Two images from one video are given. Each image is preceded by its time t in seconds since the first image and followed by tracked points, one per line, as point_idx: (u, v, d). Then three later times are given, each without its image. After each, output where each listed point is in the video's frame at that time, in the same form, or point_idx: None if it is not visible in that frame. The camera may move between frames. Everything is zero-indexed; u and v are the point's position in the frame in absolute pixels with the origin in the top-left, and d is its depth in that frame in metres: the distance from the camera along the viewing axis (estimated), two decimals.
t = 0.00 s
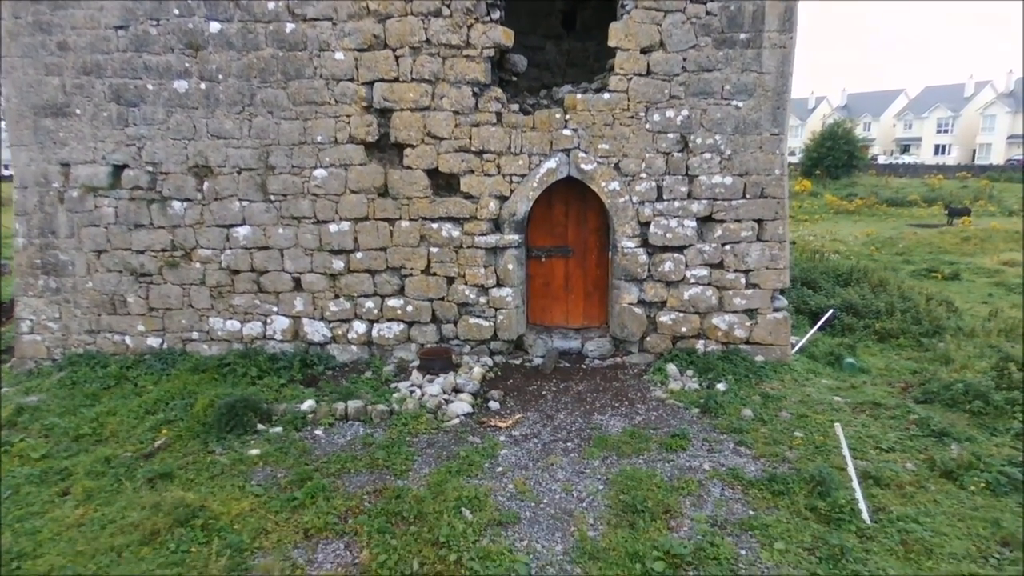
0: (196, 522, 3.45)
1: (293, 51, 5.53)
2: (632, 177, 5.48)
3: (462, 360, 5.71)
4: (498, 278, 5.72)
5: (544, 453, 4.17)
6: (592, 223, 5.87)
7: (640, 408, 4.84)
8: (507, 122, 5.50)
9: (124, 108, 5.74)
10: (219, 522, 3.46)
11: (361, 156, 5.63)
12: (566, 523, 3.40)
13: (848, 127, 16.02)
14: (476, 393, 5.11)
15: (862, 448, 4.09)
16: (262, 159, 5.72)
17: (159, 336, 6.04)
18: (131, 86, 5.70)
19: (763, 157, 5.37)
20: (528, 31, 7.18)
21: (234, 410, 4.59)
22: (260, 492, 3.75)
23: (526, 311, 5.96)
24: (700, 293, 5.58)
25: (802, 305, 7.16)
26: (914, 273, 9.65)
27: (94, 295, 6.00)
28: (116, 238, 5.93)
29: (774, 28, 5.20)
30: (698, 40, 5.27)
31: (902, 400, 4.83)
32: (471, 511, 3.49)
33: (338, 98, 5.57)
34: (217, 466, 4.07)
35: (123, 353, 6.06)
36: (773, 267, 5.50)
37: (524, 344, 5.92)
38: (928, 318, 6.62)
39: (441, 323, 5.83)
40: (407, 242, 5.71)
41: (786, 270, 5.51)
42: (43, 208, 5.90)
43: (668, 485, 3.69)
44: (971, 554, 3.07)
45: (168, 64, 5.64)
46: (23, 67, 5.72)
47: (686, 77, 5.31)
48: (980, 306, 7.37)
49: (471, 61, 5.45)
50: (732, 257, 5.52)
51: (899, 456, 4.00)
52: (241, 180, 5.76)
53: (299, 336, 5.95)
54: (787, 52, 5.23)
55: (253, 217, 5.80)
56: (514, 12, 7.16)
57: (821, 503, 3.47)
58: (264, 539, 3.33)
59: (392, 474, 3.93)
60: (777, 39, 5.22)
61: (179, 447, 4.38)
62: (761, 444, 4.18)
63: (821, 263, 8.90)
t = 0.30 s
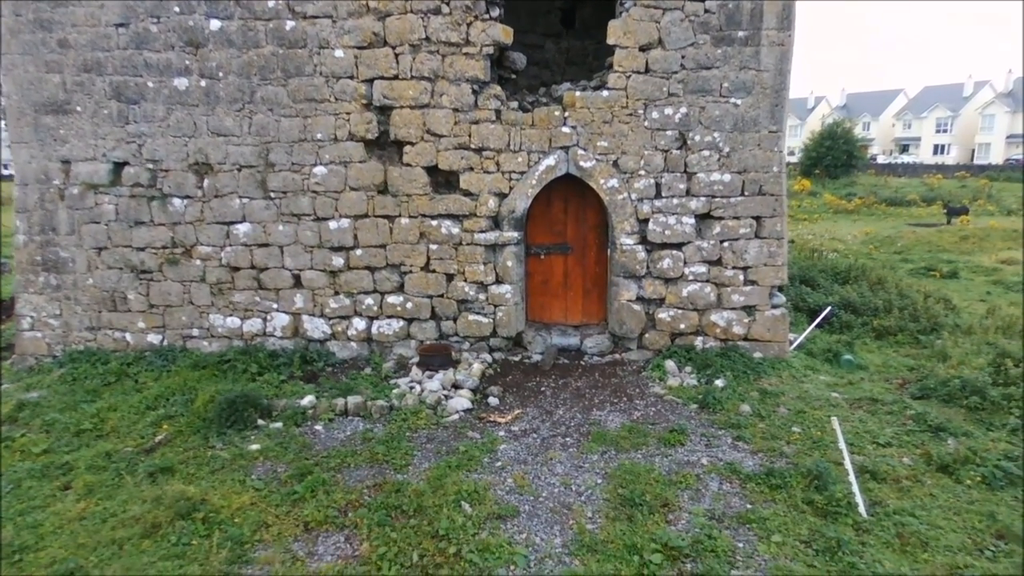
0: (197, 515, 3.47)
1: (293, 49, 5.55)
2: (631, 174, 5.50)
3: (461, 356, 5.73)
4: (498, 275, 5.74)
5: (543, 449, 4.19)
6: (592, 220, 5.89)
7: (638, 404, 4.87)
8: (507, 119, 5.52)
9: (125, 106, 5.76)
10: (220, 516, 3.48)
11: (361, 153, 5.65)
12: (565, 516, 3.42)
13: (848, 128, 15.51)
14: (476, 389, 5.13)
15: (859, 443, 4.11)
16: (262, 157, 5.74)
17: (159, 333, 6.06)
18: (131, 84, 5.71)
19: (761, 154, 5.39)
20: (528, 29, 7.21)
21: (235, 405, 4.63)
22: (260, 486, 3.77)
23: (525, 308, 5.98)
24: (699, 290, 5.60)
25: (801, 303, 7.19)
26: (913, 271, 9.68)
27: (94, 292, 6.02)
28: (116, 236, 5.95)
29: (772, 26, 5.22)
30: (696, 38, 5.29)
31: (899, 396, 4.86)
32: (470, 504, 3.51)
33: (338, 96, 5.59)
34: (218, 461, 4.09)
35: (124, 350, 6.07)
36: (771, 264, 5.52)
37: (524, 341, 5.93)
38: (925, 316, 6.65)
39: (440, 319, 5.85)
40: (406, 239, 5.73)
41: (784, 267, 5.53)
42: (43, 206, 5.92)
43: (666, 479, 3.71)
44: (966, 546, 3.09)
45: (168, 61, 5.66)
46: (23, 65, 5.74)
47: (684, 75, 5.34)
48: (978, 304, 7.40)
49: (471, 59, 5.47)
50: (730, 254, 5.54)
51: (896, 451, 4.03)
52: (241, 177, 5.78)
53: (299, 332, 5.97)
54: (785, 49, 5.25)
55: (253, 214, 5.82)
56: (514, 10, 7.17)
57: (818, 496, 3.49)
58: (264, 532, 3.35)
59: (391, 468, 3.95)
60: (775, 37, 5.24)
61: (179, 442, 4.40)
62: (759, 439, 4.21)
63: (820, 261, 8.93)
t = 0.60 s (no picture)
0: (199, 513, 3.49)
1: (293, 49, 5.57)
2: (630, 174, 5.52)
3: (461, 356, 5.75)
4: (497, 275, 5.77)
5: (543, 447, 4.21)
6: (591, 220, 5.91)
7: (637, 403, 4.89)
8: (506, 119, 5.54)
9: (125, 106, 5.78)
10: (222, 513, 3.50)
11: (361, 153, 5.67)
12: (564, 514, 3.44)
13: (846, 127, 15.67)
14: (476, 388, 5.15)
15: (857, 441, 4.13)
16: (263, 157, 5.76)
17: (160, 332, 6.08)
18: (132, 84, 5.73)
19: (760, 154, 5.42)
20: (528, 29, 7.23)
21: (236, 404, 4.65)
22: (262, 484, 3.79)
23: (525, 307, 6.00)
24: (698, 290, 5.62)
25: (800, 302, 7.22)
26: (911, 271, 9.71)
27: (95, 292, 6.04)
28: (117, 235, 5.97)
29: (771, 27, 5.25)
30: (695, 38, 5.31)
31: (897, 395, 4.88)
32: (471, 502, 3.53)
33: (338, 96, 5.61)
34: (219, 459, 4.11)
35: (125, 349, 6.10)
36: (770, 263, 5.55)
37: (523, 340, 5.96)
38: (923, 315, 6.68)
39: (440, 319, 5.87)
40: (406, 239, 5.75)
41: (783, 266, 5.56)
42: (44, 205, 5.94)
43: (665, 477, 3.74)
44: (963, 544, 3.11)
45: (169, 61, 5.67)
46: (25, 65, 5.76)
47: (684, 75, 5.36)
48: (976, 304, 7.44)
49: (471, 59, 5.49)
50: (729, 254, 5.57)
51: (894, 449, 4.05)
52: (241, 177, 5.80)
53: (300, 332, 5.99)
54: (784, 50, 5.27)
55: (253, 214, 5.84)
56: (514, 10, 7.20)
57: (816, 494, 3.51)
58: (265, 529, 3.37)
59: (392, 466, 3.97)
60: (774, 37, 5.27)
61: (181, 441, 4.42)
62: (757, 437, 4.23)
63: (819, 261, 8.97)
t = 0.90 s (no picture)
0: (203, 512, 3.50)
1: (295, 49, 5.58)
2: (631, 174, 5.54)
3: (462, 355, 5.77)
4: (498, 275, 5.78)
5: (544, 446, 4.22)
6: (592, 220, 5.92)
7: (638, 402, 4.91)
8: (507, 119, 5.55)
9: (127, 106, 5.80)
10: (224, 512, 3.51)
11: (363, 153, 5.68)
12: (566, 512, 3.46)
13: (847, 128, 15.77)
14: (477, 388, 5.16)
15: (858, 440, 4.14)
16: (264, 157, 5.78)
17: (162, 332, 6.09)
18: (134, 84, 5.75)
19: (760, 154, 5.43)
20: (528, 30, 7.24)
21: (238, 404, 4.65)
22: (265, 483, 3.81)
23: (526, 307, 6.02)
24: (699, 289, 5.64)
25: (800, 302, 7.24)
26: (911, 271, 9.74)
27: (97, 292, 6.06)
28: (119, 235, 5.98)
29: (771, 27, 5.26)
30: (696, 39, 5.33)
31: (897, 394, 4.90)
32: (473, 501, 3.55)
33: (340, 96, 5.62)
34: (221, 459, 4.12)
35: (127, 349, 6.11)
36: (770, 263, 5.56)
37: (524, 340, 5.97)
38: (923, 315, 6.69)
39: (442, 318, 5.89)
40: (408, 239, 5.76)
41: (783, 266, 5.58)
42: (47, 205, 5.95)
43: (666, 476, 3.75)
44: (963, 542, 3.12)
45: (171, 62, 5.69)
46: (27, 65, 5.77)
47: (684, 75, 5.37)
48: (975, 303, 7.46)
49: (472, 60, 5.50)
50: (729, 254, 5.58)
51: (894, 448, 4.06)
52: (243, 177, 5.81)
53: (301, 331, 6.00)
54: (784, 50, 5.28)
55: (255, 214, 5.85)
56: (514, 11, 7.21)
57: (817, 493, 3.53)
58: (268, 528, 3.39)
59: (394, 465, 3.99)
60: (774, 38, 5.28)
61: (183, 440, 4.43)
62: (758, 437, 4.24)
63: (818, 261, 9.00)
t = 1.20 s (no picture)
0: (207, 511, 3.51)
1: (297, 50, 5.60)
2: (633, 174, 5.55)
3: (464, 355, 5.78)
4: (500, 275, 5.79)
5: (547, 446, 4.23)
6: (593, 221, 5.94)
7: (640, 402, 4.92)
8: (509, 120, 5.56)
9: (130, 107, 5.81)
10: (228, 512, 3.53)
11: (365, 154, 5.69)
12: (569, 512, 3.47)
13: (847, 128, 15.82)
14: (479, 388, 5.18)
15: (859, 440, 4.16)
16: (267, 157, 5.79)
17: (164, 332, 6.11)
18: (137, 85, 5.76)
19: (761, 155, 5.44)
20: (529, 30, 7.25)
21: (241, 404, 4.66)
22: (269, 483, 3.82)
23: (527, 307, 6.03)
24: (700, 290, 5.65)
25: (801, 302, 7.26)
26: (912, 271, 9.75)
27: (100, 292, 6.07)
28: (121, 236, 6.00)
29: (772, 28, 5.27)
30: (697, 40, 5.34)
31: (898, 394, 4.90)
32: (476, 500, 3.57)
33: (342, 97, 5.63)
34: (225, 458, 4.14)
35: (129, 349, 6.12)
36: (772, 263, 5.58)
37: (526, 340, 5.98)
38: (924, 315, 6.71)
39: (443, 319, 5.90)
40: (409, 239, 5.78)
41: (784, 267, 5.59)
42: (50, 206, 5.97)
43: (668, 476, 3.77)
44: (964, 542, 3.14)
45: (174, 62, 5.70)
46: (30, 66, 5.78)
47: (685, 76, 5.38)
48: (976, 304, 7.48)
49: (474, 61, 5.51)
50: (731, 254, 5.59)
51: (895, 448, 4.07)
52: (245, 178, 5.82)
53: (303, 332, 6.02)
54: (785, 51, 5.30)
55: (257, 214, 5.87)
56: (516, 11, 7.22)
57: (818, 493, 3.54)
58: (272, 528, 3.40)
59: (397, 465, 4.00)
60: (775, 39, 5.29)
61: (187, 440, 4.45)
62: (760, 437, 4.25)
63: (819, 261, 9.01)
